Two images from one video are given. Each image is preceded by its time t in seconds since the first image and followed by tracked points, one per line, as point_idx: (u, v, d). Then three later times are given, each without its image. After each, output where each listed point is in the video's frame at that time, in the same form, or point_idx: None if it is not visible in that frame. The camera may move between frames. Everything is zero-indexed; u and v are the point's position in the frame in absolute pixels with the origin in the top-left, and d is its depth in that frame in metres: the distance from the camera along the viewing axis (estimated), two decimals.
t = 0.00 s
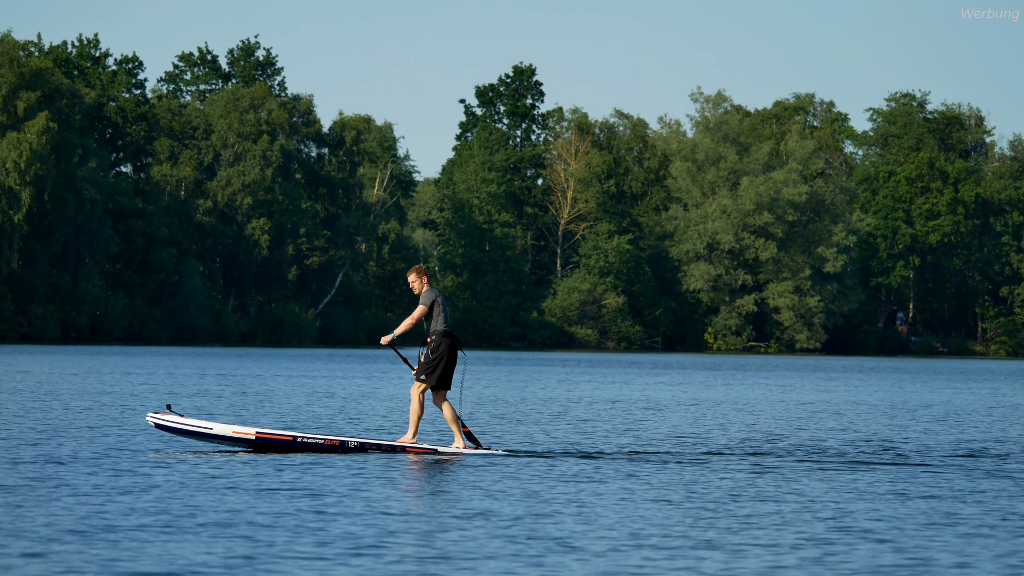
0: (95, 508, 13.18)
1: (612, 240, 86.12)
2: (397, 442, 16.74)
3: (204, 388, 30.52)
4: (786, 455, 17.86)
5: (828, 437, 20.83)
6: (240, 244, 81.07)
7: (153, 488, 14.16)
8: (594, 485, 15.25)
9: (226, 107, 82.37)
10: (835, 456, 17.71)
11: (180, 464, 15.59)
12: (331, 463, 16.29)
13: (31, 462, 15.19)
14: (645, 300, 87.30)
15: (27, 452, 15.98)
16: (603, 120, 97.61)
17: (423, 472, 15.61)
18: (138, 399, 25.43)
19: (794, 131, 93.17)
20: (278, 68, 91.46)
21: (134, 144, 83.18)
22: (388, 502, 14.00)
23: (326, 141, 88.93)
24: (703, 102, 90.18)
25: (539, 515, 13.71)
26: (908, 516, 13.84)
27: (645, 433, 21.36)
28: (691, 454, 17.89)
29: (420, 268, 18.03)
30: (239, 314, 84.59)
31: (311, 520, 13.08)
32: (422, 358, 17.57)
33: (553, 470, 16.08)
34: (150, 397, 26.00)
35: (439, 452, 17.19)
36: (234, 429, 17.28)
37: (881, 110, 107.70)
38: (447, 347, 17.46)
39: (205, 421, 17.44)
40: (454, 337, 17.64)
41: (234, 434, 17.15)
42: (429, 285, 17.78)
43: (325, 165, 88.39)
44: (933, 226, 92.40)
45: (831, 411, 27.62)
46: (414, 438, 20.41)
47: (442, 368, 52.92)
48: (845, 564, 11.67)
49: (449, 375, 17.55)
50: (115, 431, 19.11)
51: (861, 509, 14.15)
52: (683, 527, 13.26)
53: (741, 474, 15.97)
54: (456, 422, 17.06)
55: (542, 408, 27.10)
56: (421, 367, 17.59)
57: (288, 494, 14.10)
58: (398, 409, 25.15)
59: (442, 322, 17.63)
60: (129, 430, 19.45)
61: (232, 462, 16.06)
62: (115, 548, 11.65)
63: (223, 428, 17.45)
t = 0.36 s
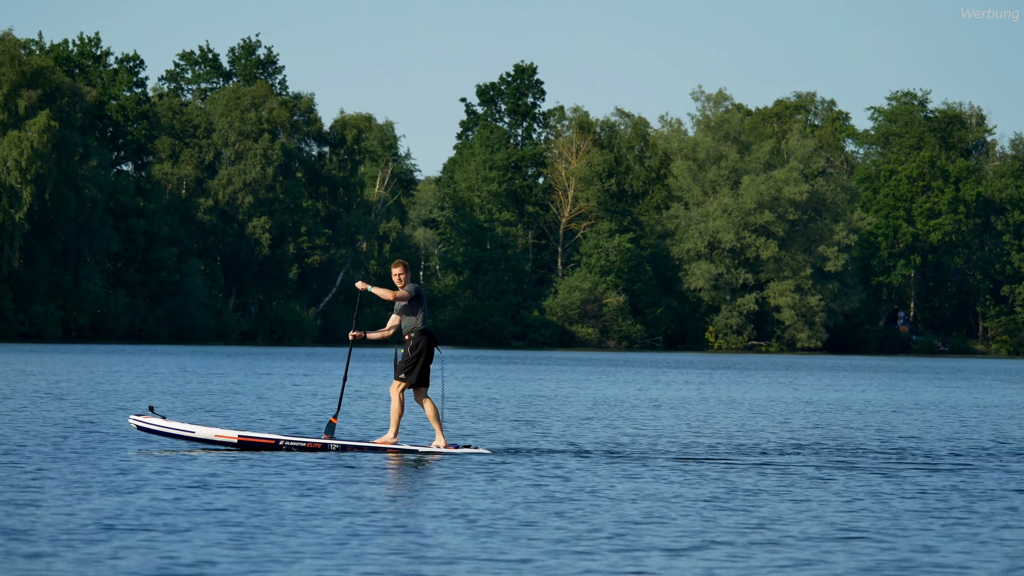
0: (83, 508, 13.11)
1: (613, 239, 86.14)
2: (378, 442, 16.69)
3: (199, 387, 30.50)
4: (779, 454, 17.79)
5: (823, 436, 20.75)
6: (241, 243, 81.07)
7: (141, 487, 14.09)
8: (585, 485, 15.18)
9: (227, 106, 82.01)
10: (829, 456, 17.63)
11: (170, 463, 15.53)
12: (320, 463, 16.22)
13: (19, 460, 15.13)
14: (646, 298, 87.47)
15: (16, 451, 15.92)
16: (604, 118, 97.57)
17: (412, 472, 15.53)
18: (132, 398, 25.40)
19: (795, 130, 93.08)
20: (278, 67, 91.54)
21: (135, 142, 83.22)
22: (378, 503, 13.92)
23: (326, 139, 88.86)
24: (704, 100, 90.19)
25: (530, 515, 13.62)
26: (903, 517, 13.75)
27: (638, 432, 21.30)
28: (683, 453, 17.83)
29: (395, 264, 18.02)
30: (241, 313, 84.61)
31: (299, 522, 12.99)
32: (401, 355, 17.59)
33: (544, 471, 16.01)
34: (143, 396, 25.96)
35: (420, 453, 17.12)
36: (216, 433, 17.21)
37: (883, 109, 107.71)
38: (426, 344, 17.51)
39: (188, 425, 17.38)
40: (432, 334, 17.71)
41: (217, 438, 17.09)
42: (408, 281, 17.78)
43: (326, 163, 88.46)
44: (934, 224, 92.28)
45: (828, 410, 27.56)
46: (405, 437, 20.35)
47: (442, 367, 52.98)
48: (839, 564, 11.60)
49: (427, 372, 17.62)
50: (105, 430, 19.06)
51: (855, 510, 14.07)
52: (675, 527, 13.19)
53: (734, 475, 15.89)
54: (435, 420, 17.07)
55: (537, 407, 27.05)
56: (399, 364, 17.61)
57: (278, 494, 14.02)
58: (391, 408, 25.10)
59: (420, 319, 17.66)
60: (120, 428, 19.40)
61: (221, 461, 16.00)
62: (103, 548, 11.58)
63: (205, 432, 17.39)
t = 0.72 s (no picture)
0: (85, 511, 13.06)
1: (627, 243, 86.67)
2: (374, 445, 16.63)
3: (203, 391, 30.44)
4: (783, 460, 17.73)
5: (828, 442, 20.68)
6: (255, 246, 81.19)
7: (143, 490, 14.05)
8: (588, 489, 15.13)
9: (238, 109, 82.25)
10: (834, 461, 17.56)
11: (171, 467, 15.48)
12: (321, 466, 16.16)
13: (20, 463, 15.09)
14: (660, 302, 87.02)
15: (17, 454, 15.88)
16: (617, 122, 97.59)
17: (413, 477, 15.47)
18: (135, 401, 25.33)
19: (808, 134, 93.05)
20: (291, 70, 91.65)
21: (148, 145, 82.99)
22: (381, 507, 13.86)
23: (339, 142, 88.60)
24: (717, 104, 90.46)
25: (534, 520, 13.56)
26: (909, 522, 13.68)
27: (643, 437, 21.23)
28: (688, 458, 17.81)
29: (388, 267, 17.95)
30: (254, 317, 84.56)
31: (302, 526, 12.93)
32: (392, 358, 17.54)
33: (548, 475, 15.93)
34: (147, 399, 25.92)
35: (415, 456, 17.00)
36: (214, 437, 17.11)
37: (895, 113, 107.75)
38: (418, 347, 17.47)
39: (186, 429, 17.28)
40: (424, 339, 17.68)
41: (215, 441, 16.99)
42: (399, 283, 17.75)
43: (339, 166, 88.73)
44: (947, 228, 92.31)
45: (836, 415, 27.51)
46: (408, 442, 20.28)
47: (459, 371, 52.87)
48: (844, 568, 11.56)
49: (419, 375, 17.56)
50: (107, 434, 19.01)
51: (860, 515, 14.00)
52: (680, 531, 13.13)
53: (739, 480, 15.82)
54: (428, 424, 17.01)
55: (541, 411, 27.00)
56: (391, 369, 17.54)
57: (280, 499, 13.99)
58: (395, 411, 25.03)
59: (412, 322, 17.63)
60: (123, 431, 19.35)
61: (222, 465, 15.94)
62: (105, 551, 11.53)
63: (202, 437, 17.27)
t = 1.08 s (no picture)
0: (79, 515, 13.09)
1: (637, 249, 86.05)
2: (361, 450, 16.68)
3: (204, 396, 30.46)
4: (783, 466, 17.74)
5: (828, 446, 20.68)
6: (265, 252, 81.29)
7: (137, 496, 14.08)
8: (583, 495, 15.13)
9: (249, 116, 82.27)
10: (834, 467, 17.61)
11: (172, 472, 15.52)
12: (316, 472, 16.19)
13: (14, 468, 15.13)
14: (670, 309, 87.07)
15: (12, 462, 15.92)
16: (628, 128, 97.68)
17: (414, 482, 15.54)
18: (134, 407, 25.37)
19: (820, 141, 93.07)
20: (303, 77, 91.80)
21: (159, 152, 83.49)
22: (381, 512, 13.91)
23: (351, 149, 88.24)
24: (729, 111, 90.67)
25: (529, 525, 13.56)
26: (904, 527, 13.65)
27: (640, 442, 21.23)
28: (689, 463, 17.85)
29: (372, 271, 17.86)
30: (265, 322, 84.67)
31: (294, 530, 12.95)
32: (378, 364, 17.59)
33: (542, 481, 15.93)
34: (152, 404, 26.03)
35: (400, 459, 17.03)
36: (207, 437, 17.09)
37: (907, 119, 107.80)
38: (405, 354, 17.57)
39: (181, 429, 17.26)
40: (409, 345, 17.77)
41: (208, 442, 16.96)
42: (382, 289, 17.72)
43: (349, 173, 87.07)
44: (958, 235, 92.56)
45: (839, 420, 27.56)
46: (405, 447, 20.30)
47: (468, 377, 52.89)
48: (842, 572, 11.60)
49: (404, 382, 17.69)
50: (110, 440, 19.06)
51: (854, 520, 13.99)
52: (672, 536, 13.10)
53: (733, 486, 15.82)
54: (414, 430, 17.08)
55: (544, 417, 27.07)
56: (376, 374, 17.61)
57: (282, 503, 14.05)
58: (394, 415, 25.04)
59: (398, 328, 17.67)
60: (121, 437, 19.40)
61: (217, 470, 15.96)
62: (98, 555, 11.54)
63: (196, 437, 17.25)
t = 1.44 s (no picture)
0: (68, 522, 12.95)
1: (643, 255, 86.56)
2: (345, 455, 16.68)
3: (196, 400, 30.33)
4: (782, 471, 17.63)
5: (824, 452, 20.56)
6: (271, 257, 81.83)
7: (126, 502, 13.96)
8: (576, 503, 15.01)
9: (255, 121, 82.18)
10: (835, 473, 17.51)
11: (168, 479, 15.42)
12: (306, 477, 16.06)
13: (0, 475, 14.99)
14: (677, 315, 86.82)
15: None
16: (634, 133, 97.77)
17: (410, 489, 15.44)
18: (126, 412, 25.23)
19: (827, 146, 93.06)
20: (308, 82, 91.78)
21: (165, 156, 83.14)
22: (378, 519, 13.81)
23: (357, 154, 88.85)
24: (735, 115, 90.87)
25: (522, 532, 13.43)
26: (900, 534, 13.52)
27: (633, 448, 21.12)
28: (688, 469, 17.76)
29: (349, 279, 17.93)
30: (272, 327, 84.44)
31: (285, 538, 12.80)
32: (357, 370, 17.63)
33: (534, 487, 15.81)
34: (150, 408, 25.94)
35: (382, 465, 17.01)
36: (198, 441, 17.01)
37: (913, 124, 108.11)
38: (385, 359, 17.62)
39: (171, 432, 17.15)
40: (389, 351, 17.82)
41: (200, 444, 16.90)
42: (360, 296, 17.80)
43: (355, 177, 88.35)
44: (964, 240, 92.58)
45: (838, 425, 27.49)
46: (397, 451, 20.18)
47: (470, 382, 52.83)
48: None
49: (382, 389, 17.73)
50: (106, 445, 18.96)
51: (850, 528, 13.85)
52: (667, 543, 12.97)
53: (726, 491, 15.71)
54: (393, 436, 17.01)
55: (544, 421, 27.01)
56: (356, 381, 17.63)
57: (278, 510, 13.94)
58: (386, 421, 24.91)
59: (377, 334, 17.75)
60: (111, 442, 19.27)
61: (205, 476, 15.82)
62: (87, 563, 11.40)
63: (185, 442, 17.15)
